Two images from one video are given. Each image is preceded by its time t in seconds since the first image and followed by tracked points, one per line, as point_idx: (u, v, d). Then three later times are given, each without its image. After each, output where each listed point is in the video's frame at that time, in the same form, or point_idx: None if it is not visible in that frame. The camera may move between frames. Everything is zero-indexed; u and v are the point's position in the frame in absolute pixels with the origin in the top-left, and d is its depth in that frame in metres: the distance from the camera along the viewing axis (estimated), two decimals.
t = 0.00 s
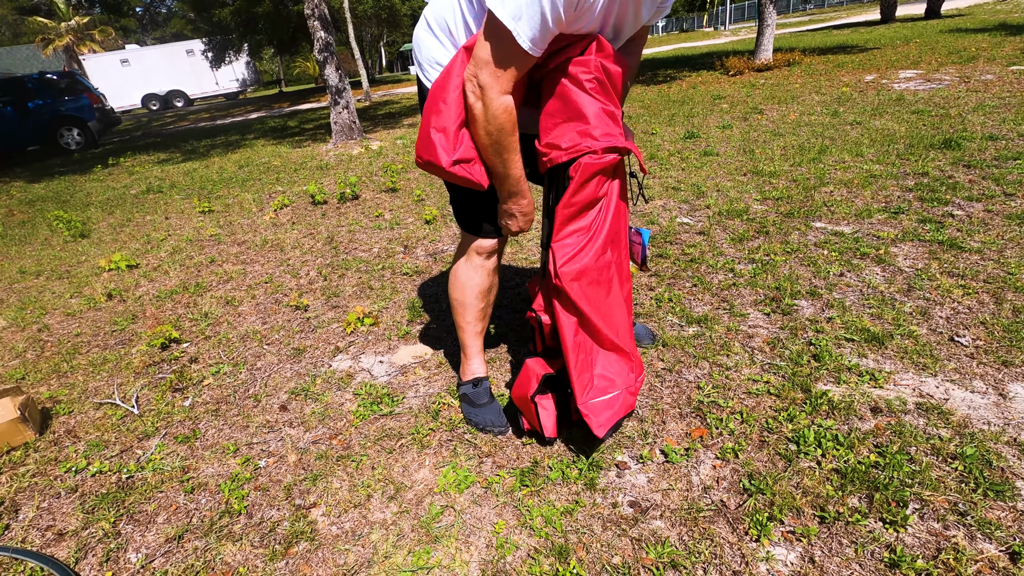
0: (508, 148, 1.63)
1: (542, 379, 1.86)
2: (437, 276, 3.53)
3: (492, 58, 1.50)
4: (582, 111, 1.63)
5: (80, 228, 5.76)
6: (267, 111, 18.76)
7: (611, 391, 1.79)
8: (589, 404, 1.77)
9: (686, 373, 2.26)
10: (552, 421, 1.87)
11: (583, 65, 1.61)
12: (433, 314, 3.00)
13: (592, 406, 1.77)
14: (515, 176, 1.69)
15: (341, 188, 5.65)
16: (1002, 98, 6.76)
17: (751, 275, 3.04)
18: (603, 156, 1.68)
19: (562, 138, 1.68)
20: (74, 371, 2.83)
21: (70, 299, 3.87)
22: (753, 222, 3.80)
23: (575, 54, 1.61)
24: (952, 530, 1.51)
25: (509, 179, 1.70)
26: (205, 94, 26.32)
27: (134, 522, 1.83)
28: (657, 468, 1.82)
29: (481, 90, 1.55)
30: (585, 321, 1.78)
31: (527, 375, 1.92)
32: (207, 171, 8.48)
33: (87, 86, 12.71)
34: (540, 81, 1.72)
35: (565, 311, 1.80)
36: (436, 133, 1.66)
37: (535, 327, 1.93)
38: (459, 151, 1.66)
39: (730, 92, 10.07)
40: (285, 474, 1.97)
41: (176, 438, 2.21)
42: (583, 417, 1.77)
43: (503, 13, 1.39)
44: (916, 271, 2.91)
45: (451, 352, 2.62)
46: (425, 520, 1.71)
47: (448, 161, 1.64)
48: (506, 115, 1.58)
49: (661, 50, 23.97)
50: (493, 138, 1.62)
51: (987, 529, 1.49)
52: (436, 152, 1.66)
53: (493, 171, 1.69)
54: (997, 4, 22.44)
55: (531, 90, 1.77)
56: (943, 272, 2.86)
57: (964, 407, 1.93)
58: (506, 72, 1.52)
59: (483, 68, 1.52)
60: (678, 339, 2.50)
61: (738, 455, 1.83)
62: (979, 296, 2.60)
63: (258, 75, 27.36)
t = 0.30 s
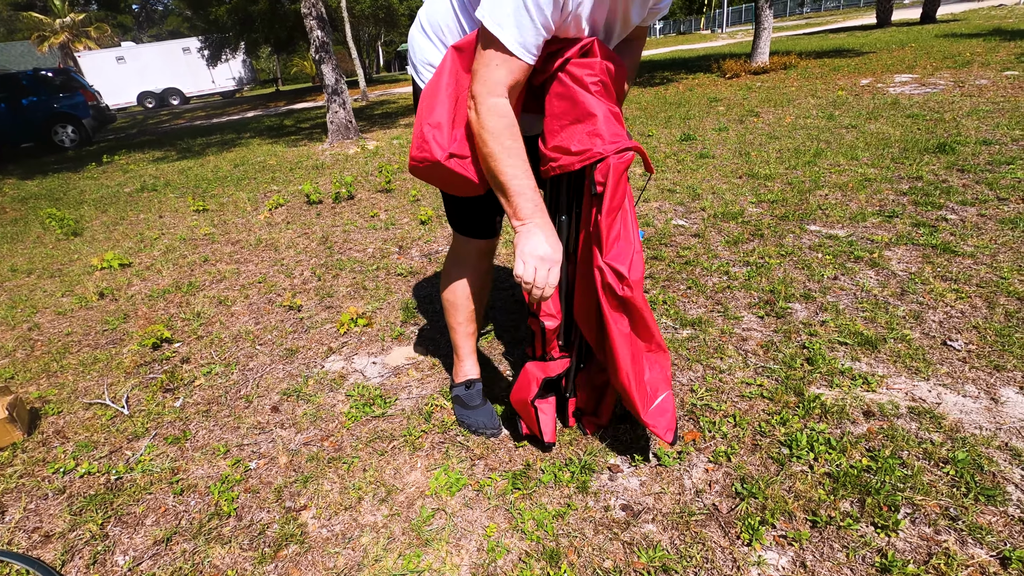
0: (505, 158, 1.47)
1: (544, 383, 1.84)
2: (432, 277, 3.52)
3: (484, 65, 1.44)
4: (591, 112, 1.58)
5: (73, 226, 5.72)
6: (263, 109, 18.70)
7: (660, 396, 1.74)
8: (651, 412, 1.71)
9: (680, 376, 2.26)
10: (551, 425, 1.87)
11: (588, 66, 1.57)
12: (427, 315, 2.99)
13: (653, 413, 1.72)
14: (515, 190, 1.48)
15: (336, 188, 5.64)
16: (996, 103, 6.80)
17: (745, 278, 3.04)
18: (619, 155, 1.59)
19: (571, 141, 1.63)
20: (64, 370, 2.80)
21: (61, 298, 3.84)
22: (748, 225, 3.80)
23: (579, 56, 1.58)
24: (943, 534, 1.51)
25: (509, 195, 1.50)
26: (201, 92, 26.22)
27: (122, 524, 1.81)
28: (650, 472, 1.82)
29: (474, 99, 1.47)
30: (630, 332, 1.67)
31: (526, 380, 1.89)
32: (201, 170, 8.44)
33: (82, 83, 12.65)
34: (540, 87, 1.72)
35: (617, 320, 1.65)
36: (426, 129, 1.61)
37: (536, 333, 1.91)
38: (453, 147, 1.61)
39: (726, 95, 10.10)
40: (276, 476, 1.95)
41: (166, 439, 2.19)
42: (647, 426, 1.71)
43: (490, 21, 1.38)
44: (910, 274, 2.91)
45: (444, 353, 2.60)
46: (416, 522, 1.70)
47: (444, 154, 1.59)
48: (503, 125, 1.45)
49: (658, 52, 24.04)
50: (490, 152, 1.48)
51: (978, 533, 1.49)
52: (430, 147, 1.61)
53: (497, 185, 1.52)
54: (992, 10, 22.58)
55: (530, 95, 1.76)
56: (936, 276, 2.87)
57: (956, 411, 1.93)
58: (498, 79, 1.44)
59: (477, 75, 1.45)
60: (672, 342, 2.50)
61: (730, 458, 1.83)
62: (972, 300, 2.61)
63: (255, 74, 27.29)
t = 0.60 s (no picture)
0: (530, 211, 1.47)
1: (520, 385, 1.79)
2: (413, 279, 3.49)
3: (506, 109, 1.36)
4: (564, 116, 1.59)
5: (49, 229, 5.61)
6: (248, 111, 18.53)
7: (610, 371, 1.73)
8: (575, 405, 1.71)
9: (659, 378, 2.26)
10: (529, 429, 1.82)
11: (565, 69, 1.57)
12: (407, 318, 2.97)
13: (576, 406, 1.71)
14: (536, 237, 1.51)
15: (319, 190, 5.59)
16: (972, 108, 6.93)
17: (724, 280, 3.06)
18: (583, 164, 1.63)
19: (543, 144, 1.62)
20: (34, 376, 2.74)
21: (34, 302, 3.76)
22: (728, 227, 3.83)
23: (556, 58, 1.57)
24: (914, 533, 1.52)
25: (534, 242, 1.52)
26: (185, 93, 25.92)
27: (89, 533, 1.77)
28: (627, 474, 1.81)
29: (500, 147, 1.38)
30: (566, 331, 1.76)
31: (503, 383, 1.86)
32: (182, 172, 8.33)
33: (61, 83, 12.45)
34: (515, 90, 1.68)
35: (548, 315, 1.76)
36: (427, 162, 1.57)
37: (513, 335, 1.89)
38: (457, 176, 1.59)
39: (710, 99, 10.19)
40: (249, 482, 1.92)
41: (137, 445, 2.15)
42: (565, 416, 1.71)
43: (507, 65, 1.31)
44: (886, 276, 2.95)
45: (423, 356, 2.58)
46: (390, 528, 1.67)
47: (451, 185, 1.57)
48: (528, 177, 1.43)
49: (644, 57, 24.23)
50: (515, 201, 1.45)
51: (948, 532, 1.51)
52: (434, 180, 1.57)
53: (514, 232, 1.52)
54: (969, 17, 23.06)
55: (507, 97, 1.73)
56: (911, 277, 2.91)
57: (929, 411, 1.95)
58: (519, 121, 1.38)
59: (498, 123, 1.37)
60: (651, 344, 2.50)
61: (706, 460, 1.83)
62: (946, 301, 2.65)
63: (240, 76, 27.06)
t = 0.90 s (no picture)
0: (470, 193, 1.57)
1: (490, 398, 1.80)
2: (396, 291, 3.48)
3: (438, 99, 1.44)
4: (536, 130, 1.60)
5: (33, 239, 5.56)
6: (241, 123, 18.55)
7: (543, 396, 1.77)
8: (516, 400, 1.75)
9: (637, 391, 2.25)
10: (499, 440, 1.81)
11: (539, 83, 1.59)
12: (388, 330, 2.95)
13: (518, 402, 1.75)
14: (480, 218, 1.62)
15: (307, 202, 5.59)
16: (955, 124, 7.04)
17: (706, 292, 3.07)
18: (553, 179, 1.61)
19: (515, 157, 1.64)
20: (6, 388, 2.69)
21: (12, 312, 3.72)
22: (712, 240, 3.85)
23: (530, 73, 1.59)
24: (886, 548, 1.51)
25: (469, 226, 1.61)
26: (179, 105, 25.96)
27: (50, 549, 1.73)
28: (601, 488, 1.79)
29: (430, 131, 1.48)
30: (525, 335, 1.80)
31: (475, 396, 1.86)
32: (172, 183, 8.31)
33: (53, 94, 12.45)
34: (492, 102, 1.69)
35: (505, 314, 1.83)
36: (382, 165, 1.61)
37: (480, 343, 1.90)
38: (406, 180, 1.62)
39: (700, 113, 10.30)
40: (218, 496, 1.88)
41: (106, 459, 2.11)
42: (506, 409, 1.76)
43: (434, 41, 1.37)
44: (866, 289, 2.97)
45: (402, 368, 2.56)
46: (359, 543, 1.65)
47: (398, 188, 1.60)
48: (460, 162, 1.52)
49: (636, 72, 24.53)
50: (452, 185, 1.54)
51: (920, 547, 1.50)
52: (384, 183, 1.61)
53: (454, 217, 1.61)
54: (955, 36, 23.52)
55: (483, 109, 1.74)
56: (891, 290, 2.93)
57: (904, 424, 1.95)
58: (451, 112, 1.46)
59: (429, 110, 1.46)
60: (631, 356, 2.49)
61: (681, 473, 1.81)
62: (924, 314, 2.66)
63: (235, 88, 27.15)
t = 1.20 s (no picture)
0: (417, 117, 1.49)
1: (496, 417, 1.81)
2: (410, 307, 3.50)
3: (380, 32, 1.47)
4: (547, 148, 1.59)
5: (63, 260, 5.75)
6: (265, 145, 19.05)
7: (574, 438, 1.68)
8: (553, 451, 1.65)
9: (648, 407, 2.22)
10: (506, 458, 1.81)
11: (548, 102, 1.60)
12: (400, 347, 2.97)
13: (555, 453, 1.65)
14: (440, 143, 1.51)
15: (325, 220, 5.69)
16: (980, 132, 6.88)
17: (720, 306, 3.02)
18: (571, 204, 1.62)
19: (526, 177, 1.62)
20: (31, 406, 2.77)
21: (41, 332, 3.84)
22: (727, 253, 3.80)
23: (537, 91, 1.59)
24: (906, 571, 1.45)
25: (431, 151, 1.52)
26: (207, 129, 26.79)
27: (64, 565, 1.76)
28: (609, 506, 1.76)
29: (373, 60, 1.49)
30: (565, 375, 1.68)
31: (481, 413, 1.87)
32: (197, 204, 8.54)
33: (88, 121, 12.97)
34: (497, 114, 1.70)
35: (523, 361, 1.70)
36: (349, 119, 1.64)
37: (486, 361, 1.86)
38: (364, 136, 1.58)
39: (716, 126, 10.25)
40: (227, 513, 1.90)
41: (122, 475, 2.15)
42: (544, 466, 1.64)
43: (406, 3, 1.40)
44: (886, 301, 2.89)
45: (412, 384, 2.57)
46: (364, 562, 1.64)
47: (353, 138, 1.56)
48: (406, 86, 1.49)
49: (653, 87, 24.58)
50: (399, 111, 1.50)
51: (942, 571, 1.43)
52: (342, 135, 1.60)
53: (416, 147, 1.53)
54: (979, 43, 23.10)
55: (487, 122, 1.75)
56: (912, 303, 2.85)
57: (926, 441, 1.88)
58: (394, 43, 1.46)
59: (374, 41, 1.48)
60: (642, 372, 2.46)
61: (691, 492, 1.77)
62: (947, 327, 2.58)
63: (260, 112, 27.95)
